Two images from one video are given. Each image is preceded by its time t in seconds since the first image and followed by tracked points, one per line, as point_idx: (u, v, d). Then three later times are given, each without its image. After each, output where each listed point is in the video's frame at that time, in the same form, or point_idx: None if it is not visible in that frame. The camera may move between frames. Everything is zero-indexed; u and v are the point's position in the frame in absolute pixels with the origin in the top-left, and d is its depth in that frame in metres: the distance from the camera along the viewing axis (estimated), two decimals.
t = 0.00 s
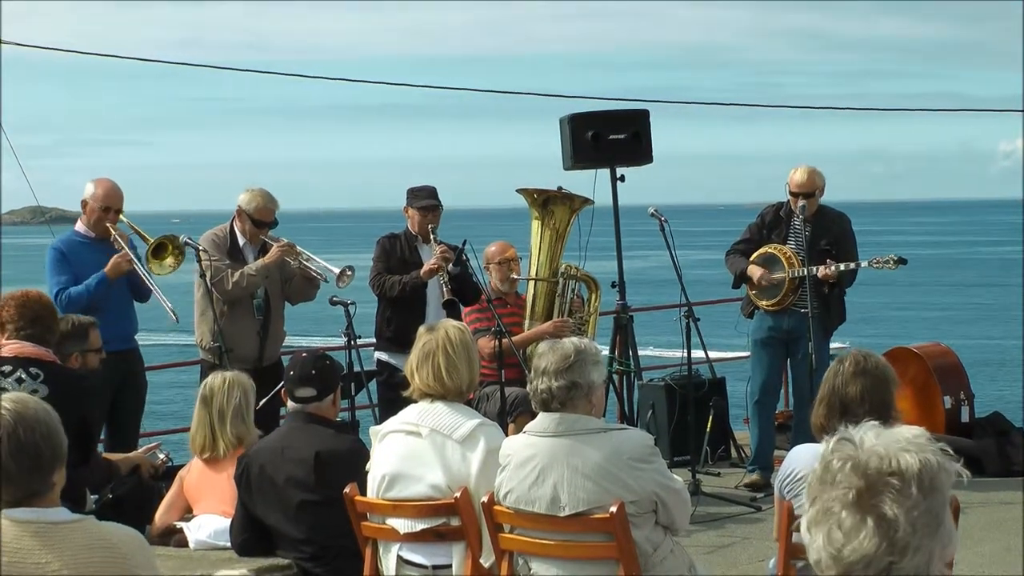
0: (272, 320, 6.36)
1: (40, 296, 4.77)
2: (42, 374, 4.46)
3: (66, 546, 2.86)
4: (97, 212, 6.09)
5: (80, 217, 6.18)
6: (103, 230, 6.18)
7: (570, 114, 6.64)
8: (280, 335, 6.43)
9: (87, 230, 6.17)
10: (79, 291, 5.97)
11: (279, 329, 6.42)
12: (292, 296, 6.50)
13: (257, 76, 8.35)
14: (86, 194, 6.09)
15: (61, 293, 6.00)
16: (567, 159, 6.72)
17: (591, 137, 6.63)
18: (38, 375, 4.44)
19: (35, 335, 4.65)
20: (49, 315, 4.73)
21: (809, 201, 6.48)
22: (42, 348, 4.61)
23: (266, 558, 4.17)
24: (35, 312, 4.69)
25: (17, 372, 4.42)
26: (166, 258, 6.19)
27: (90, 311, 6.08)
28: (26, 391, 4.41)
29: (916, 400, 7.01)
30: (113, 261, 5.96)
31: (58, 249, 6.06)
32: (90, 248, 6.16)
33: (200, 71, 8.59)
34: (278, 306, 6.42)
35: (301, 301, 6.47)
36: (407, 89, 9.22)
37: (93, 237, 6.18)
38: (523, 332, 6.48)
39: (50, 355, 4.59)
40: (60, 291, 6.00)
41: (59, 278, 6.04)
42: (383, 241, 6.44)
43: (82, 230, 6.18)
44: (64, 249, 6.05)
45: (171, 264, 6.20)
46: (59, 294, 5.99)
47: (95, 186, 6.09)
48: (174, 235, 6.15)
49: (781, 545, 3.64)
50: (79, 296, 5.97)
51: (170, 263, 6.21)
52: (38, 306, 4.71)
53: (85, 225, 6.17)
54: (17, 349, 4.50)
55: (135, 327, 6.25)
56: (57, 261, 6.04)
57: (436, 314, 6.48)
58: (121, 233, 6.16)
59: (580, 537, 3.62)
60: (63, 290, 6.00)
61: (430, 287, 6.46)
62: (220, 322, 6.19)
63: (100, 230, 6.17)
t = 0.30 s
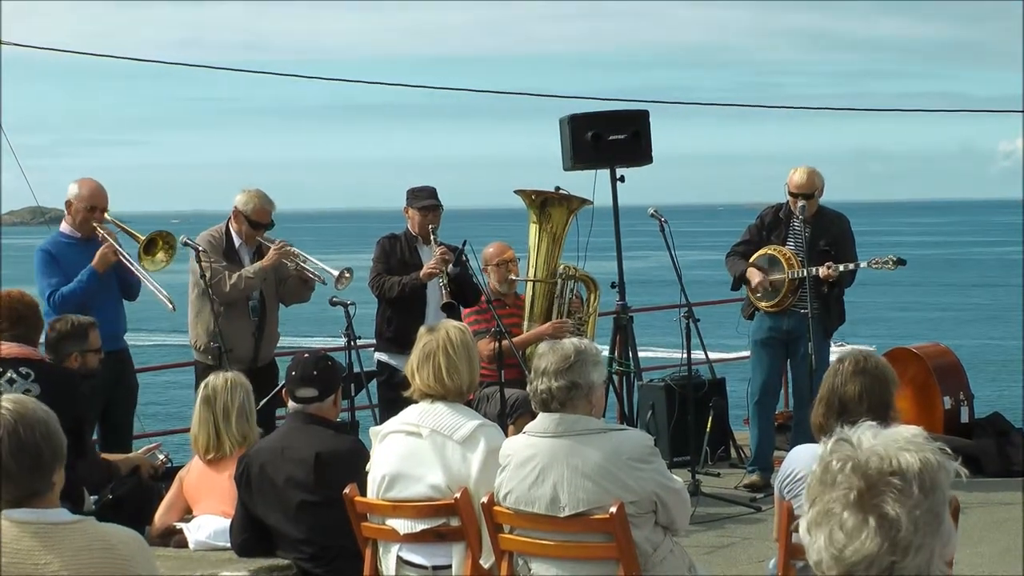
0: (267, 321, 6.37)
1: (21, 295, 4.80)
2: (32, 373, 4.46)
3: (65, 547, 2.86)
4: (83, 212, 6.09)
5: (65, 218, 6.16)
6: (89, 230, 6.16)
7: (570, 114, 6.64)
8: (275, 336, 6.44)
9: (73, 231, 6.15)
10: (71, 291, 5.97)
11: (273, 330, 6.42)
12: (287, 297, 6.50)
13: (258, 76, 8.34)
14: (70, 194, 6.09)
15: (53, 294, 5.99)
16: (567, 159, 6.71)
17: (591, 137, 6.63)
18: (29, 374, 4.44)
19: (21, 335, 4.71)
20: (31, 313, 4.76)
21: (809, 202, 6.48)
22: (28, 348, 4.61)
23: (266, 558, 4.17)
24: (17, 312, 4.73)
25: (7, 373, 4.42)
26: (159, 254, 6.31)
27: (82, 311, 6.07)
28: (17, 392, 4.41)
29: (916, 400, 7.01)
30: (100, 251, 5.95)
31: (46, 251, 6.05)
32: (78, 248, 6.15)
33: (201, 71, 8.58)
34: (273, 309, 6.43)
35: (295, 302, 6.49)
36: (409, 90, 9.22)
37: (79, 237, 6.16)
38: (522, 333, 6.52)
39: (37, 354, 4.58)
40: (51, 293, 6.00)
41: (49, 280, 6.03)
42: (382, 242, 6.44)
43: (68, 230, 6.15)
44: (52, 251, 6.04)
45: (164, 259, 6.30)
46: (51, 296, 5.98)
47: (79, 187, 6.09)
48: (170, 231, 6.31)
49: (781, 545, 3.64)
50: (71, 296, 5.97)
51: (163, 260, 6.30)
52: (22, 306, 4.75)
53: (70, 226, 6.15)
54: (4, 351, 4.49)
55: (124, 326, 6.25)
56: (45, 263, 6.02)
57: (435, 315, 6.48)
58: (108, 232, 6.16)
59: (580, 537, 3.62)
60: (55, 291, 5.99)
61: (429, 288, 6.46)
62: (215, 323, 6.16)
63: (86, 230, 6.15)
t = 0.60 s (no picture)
0: (261, 324, 6.35)
1: (9, 296, 4.80)
2: (26, 373, 4.47)
3: (65, 549, 2.86)
4: (74, 214, 6.07)
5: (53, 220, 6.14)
6: (78, 232, 6.14)
7: (570, 117, 6.65)
8: (269, 338, 6.43)
9: (62, 233, 6.12)
10: (62, 296, 5.97)
11: (267, 334, 6.41)
12: (281, 299, 6.49)
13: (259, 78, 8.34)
14: (59, 196, 6.07)
15: (44, 298, 6.01)
16: (567, 161, 6.71)
17: (591, 139, 6.63)
18: (22, 375, 4.45)
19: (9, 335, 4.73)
20: (19, 313, 4.78)
21: (807, 205, 6.48)
22: (21, 350, 4.62)
23: (265, 560, 4.17)
24: (7, 313, 4.75)
25: None
26: (152, 255, 6.30)
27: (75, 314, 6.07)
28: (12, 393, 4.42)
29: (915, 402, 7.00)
30: (97, 260, 5.94)
31: (36, 254, 6.04)
32: (69, 251, 6.13)
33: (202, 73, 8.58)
34: (267, 311, 6.42)
35: (290, 304, 6.47)
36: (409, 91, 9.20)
37: (69, 240, 6.13)
38: (520, 335, 6.53)
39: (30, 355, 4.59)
40: (42, 296, 6.02)
41: (40, 284, 6.04)
42: (382, 243, 6.45)
43: (57, 233, 6.12)
44: (43, 254, 6.03)
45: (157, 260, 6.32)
46: (43, 300, 6.00)
47: (68, 188, 6.09)
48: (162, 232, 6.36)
49: (780, 547, 3.64)
50: (63, 301, 5.98)
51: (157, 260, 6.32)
52: (11, 307, 4.76)
53: (59, 228, 6.12)
54: None
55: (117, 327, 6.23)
56: (36, 267, 6.03)
57: (435, 317, 6.48)
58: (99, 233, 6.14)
59: (579, 539, 3.63)
60: (46, 296, 6.02)
61: (428, 290, 6.46)
62: (208, 325, 6.21)
63: (75, 232, 6.13)
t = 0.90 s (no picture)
0: (255, 326, 6.38)
1: (4, 298, 4.79)
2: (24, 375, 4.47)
3: (65, 550, 2.86)
4: (69, 215, 6.06)
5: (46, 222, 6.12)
6: (72, 234, 6.12)
7: (570, 118, 6.65)
8: (263, 339, 6.45)
9: (56, 235, 6.11)
10: (60, 300, 5.97)
11: (262, 334, 6.44)
12: (275, 302, 6.51)
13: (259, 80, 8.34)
14: (54, 198, 6.07)
15: (42, 301, 6.00)
16: (566, 163, 6.70)
17: (590, 141, 6.64)
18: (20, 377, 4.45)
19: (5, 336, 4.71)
20: (15, 313, 4.77)
21: (806, 206, 6.47)
22: (19, 351, 4.62)
23: (265, 562, 4.18)
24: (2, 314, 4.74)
25: None
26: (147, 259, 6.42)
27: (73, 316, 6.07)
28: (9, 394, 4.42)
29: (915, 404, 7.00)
30: (95, 265, 5.92)
31: (32, 258, 6.04)
32: (63, 253, 6.12)
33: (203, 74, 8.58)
34: (261, 313, 6.44)
35: (283, 306, 6.49)
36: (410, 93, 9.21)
37: (63, 242, 6.12)
38: (519, 336, 6.53)
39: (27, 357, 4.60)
40: (40, 300, 6.00)
41: (36, 287, 6.02)
42: (381, 245, 6.45)
43: (50, 234, 6.11)
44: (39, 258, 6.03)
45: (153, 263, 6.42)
46: (41, 303, 5.99)
47: (63, 191, 6.08)
48: (158, 236, 6.40)
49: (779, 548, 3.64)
50: (61, 304, 5.98)
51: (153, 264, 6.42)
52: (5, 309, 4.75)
53: (52, 230, 6.10)
54: None
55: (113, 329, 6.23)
56: (33, 270, 6.02)
57: (433, 317, 6.48)
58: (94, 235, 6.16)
59: (578, 541, 3.63)
60: (44, 299, 6.00)
61: (427, 290, 6.46)
62: (202, 328, 6.21)
63: (69, 233, 6.11)
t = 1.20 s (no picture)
0: (250, 325, 6.36)
1: (14, 297, 4.80)
2: (28, 375, 4.46)
3: (65, 549, 2.86)
4: (73, 214, 6.08)
5: (53, 220, 6.14)
6: (78, 232, 6.15)
7: (569, 116, 6.65)
8: (257, 338, 6.43)
9: (62, 234, 6.13)
10: (63, 294, 5.96)
11: (256, 334, 6.41)
12: (269, 301, 6.50)
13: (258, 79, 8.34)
14: (59, 197, 6.08)
15: (45, 298, 5.99)
16: (565, 161, 6.71)
17: (589, 139, 6.63)
18: (23, 376, 4.44)
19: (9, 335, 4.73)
20: (22, 312, 4.76)
21: (804, 202, 6.47)
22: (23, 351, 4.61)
23: (264, 560, 4.18)
24: (8, 312, 4.74)
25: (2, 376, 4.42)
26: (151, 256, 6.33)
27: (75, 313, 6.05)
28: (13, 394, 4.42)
29: (915, 403, 6.99)
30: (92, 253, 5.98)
31: (36, 254, 6.05)
32: (67, 250, 6.12)
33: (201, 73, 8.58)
34: (255, 312, 6.43)
35: (277, 305, 6.48)
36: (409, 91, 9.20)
37: (68, 240, 6.14)
38: (518, 335, 6.52)
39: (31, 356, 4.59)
40: (43, 296, 6.00)
41: (40, 284, 6.03)
42: (380, 244, 6.45)
43: (56, 233, 6.13)
44: (43, 254, 6.04)
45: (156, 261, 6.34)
46: (43, 299, 5.98)
47: (68, 189, 6.09)
48: (160, 234, 6.32)
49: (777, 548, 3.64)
50: (63, 299, 5.97)
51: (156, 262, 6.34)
52: (11, 308, 4.74)
53: (59, 229, 6.13)
54: None
55: (116, 329, 6.20)
56: (36, 267, 6.03)
57: (432, 315, 6.48)
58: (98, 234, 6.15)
59: (576, 539, 3.62)
60: (47, 295, 5.99)
61: (425, 288, 6.45)
62: (196, 328, 6.22)
63: (75, 233, 6.14)
